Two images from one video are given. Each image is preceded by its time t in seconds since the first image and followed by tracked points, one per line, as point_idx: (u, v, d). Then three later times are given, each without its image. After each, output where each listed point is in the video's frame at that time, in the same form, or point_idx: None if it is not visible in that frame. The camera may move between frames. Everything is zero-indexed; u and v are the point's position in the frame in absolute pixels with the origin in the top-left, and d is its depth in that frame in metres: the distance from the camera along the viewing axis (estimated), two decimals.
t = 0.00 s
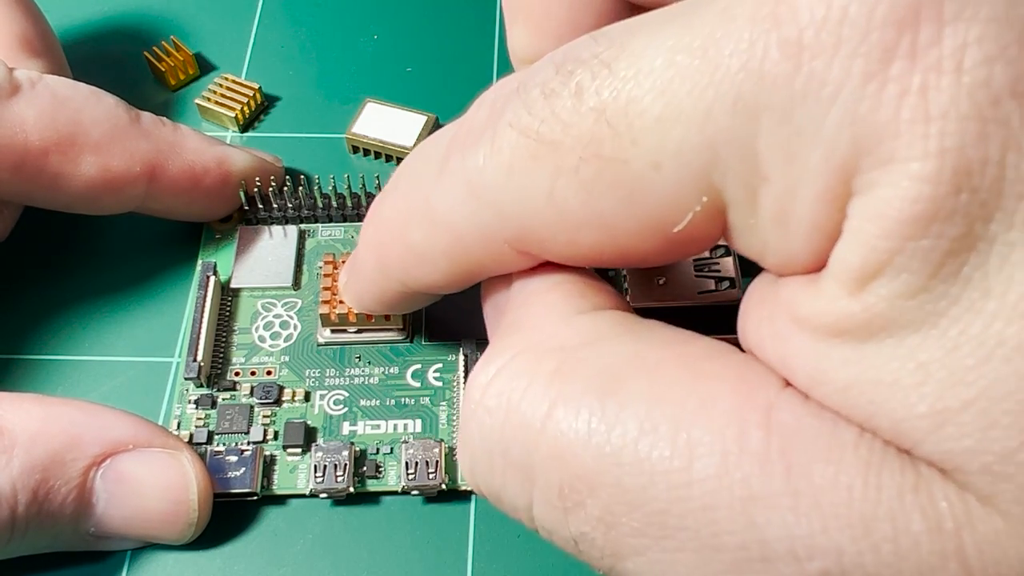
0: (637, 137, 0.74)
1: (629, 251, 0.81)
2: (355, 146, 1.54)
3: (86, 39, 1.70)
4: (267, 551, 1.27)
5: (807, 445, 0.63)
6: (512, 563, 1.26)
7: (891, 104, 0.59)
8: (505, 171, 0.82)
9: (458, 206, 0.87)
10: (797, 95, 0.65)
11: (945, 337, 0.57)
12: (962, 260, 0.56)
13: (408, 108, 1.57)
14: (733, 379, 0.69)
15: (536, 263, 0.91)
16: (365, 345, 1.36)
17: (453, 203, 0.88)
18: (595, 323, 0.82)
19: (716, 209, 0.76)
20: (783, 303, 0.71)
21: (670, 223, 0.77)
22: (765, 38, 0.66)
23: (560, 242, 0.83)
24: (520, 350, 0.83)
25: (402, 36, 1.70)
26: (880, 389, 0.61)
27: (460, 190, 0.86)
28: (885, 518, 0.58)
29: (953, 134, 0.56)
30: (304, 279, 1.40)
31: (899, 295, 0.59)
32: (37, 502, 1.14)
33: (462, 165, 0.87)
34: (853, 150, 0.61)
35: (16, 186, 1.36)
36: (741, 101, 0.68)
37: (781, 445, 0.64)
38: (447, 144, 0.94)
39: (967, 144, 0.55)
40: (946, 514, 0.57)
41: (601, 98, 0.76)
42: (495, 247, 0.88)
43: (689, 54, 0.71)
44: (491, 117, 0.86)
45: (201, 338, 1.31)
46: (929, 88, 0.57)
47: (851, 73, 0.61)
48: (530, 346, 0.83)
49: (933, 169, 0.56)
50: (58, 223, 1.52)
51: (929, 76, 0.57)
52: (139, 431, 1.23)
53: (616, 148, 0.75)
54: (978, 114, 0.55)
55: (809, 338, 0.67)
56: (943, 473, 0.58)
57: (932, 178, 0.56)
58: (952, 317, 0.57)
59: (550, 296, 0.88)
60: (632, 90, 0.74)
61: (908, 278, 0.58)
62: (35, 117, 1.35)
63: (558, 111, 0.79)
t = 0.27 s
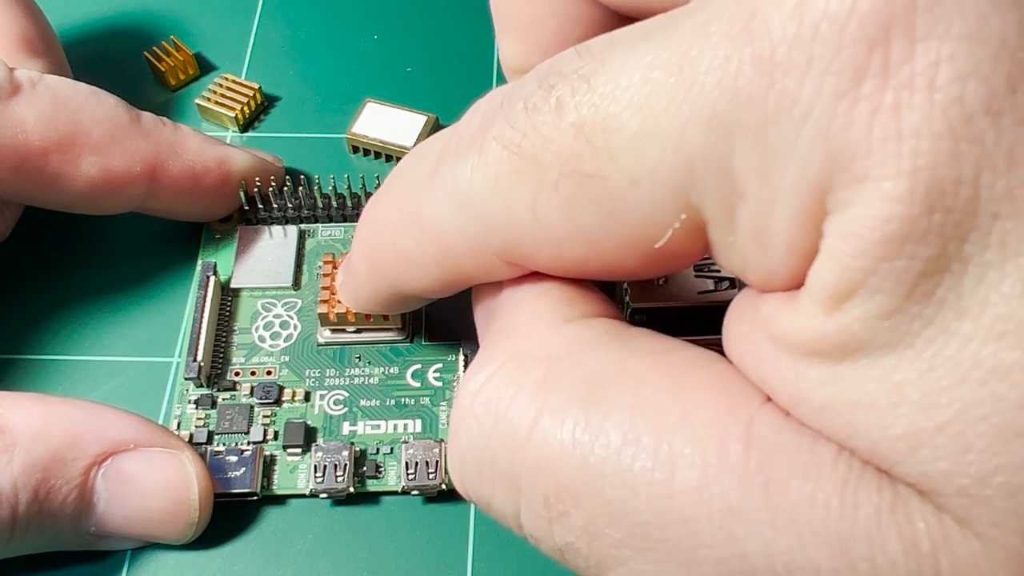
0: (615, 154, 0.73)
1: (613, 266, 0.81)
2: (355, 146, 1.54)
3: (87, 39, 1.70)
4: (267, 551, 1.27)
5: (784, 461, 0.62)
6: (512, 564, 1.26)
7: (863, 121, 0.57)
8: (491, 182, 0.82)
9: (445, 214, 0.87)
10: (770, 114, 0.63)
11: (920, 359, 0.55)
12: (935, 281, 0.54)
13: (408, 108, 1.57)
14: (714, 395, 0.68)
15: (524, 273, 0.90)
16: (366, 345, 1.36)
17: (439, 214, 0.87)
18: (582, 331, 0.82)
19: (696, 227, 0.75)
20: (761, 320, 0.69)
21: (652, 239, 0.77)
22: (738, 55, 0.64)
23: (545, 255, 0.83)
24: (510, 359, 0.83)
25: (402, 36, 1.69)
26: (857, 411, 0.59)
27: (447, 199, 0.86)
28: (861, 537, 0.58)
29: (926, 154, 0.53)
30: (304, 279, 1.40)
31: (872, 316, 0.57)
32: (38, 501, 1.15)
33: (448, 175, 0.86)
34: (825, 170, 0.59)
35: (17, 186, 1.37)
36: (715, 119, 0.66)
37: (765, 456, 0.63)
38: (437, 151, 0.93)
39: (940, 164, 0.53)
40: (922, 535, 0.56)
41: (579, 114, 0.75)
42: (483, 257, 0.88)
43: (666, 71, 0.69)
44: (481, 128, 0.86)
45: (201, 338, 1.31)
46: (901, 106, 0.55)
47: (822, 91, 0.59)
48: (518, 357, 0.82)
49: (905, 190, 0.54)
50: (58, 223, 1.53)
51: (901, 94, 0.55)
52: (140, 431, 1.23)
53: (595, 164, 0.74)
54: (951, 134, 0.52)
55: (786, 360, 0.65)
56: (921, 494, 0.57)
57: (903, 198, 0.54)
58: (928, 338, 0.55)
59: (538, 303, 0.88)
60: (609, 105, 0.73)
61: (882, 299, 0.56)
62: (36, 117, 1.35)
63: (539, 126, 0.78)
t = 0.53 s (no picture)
0: (614, 158, 0.73)
1: (612, 270, 0.81)
2: (355, 146, 1.54)
3: (87, 39, 1.70)
4: (267, 551, 1.27)
5: (785, 462, 0.62)
6: (513, 564, 1.26)
7: (864, 125, 0.57)
8: (491, 185, 0.82)
9: (444, 215, 0.87)
10: (770, 117, 0.63)
11: (921, 362, 0.56)
12: (938, 284, 0.54)
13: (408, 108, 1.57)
14: (718, 395, 0.68)
15: (525, 277, 0.90)
16: (365, 345, 1.36)
17: (439, 216, 0.87)
18: (584, 331, 0.82)
19: (697, 231, 0.75)
20: (761, 323, 0.69)
21: (653, 243, 0.77)
22: (739, 59, 0.64)
23: (544, 257, 0.83)
24: (511, 360, 0.83)
25: (402, 36, 1.69)
26: (858, 414, 0.59)
27: (447, 201, 0.86)
28: (863, 538, 0.58)
29: (927, 157, 0.53)
30: (304, 279, 1.40)
31: (873, 319, 0.57)
32: (39, 501, 1.15)
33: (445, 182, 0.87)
34: (826, 174, 0.59)
35: (17, 186, 1.37)
36: (713, 124, 0.66)
37: (768, 457, 0.63)
38: (437, 155, 0.93)
39: (942, 167, 0.53)
40: (925, 536, 0.56)
41: (579, 119, 0.75)
42: (483, 260, 0.88)
43: (666, 75, 0.69)
44: (480, 134, 0.86)
45: (201, 338, 1.31)
46: (901, 110, 0.55)
47: (822, 95, 0.59)
48: (518, 359, 0.83)
49: (905, 193, 0.54)
50: (58, 223, 1.53)
51: (901, 97, 0.55)
52: (140, 431, 1.23)
53: (595, 170, 0.74)
54: (953, 137, 0.52)
55: (788, 362, 0.64)
56: (924, 496, 0.57)
57: (904, 202, 0.54)
58: (929, 341, 0.55)
59: (539, 303, 0.87)
60: (608, 110, 0.73)
61: (883, 302, 0.56)
62: (36, 117, 1.35)
63: (538, 131, 0.79)
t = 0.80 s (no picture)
0: (609, 159, 0.73)
1: (609, 271, 0.81)
2: (355, 146, 1.54)
3: (87, 39, 1.70)
4: (266, 551, 1.27)
5: (780, 462, 0.62)
6: (513, 563, 1.26)
7: (856, 123, 0.56)
8: (487, 185, 0.82)
9: (442, 215, 0.87)
10: (762, 117, 0.62)
11: (915, 362, 0.55)
12: (930, 283, 0.54)
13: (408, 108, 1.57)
14: (715, 394, 0.68)
15: (524, 277, 0.90)
16: (365, 345, 1.35)
17: (436, 217, 0.87)
18: (582, 329, 0.82)
19: (694, 232, 0.75)
20: (756, 324, 0.68)
21: (649, 244, 0.76)
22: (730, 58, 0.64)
23: (542, 257, 0.83)
24: (509, 360, 0.83)
25: (402, 36, 1.69)
26: (852, 414, 0.59)
27: (445, 202, 0.86)
28: (857, 538, 0.58)
29: (920, 155, 0.53)
30: (304, 279, 1.40)
31: (866, 320, 0.57)
32: (39, 500, 1.15)
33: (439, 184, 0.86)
34: (819, 173, 0.59)
35: (17, 186, 1.37)
36: (707, 125, 0.66)
37: (764, 456, 0.63)
38: (435, 156, 0.93)
39: (934, 166, 0.52)
40: (919, 536, 0.56)
41: (574, 120, 0.75)
42: (481, 260, 0.87)
43: (659, 76, 0.69)
44: (477, 136, 0.86)
45: (201, 338, 1.31)
46: (893, 108, 0.55)
47: (815, 94, 0.59)
48: (515, 360, 0.82)
49: (898, 192, 0.54)
50: (58, 224, 1.53)
51: (893, 96, 0.55)
52: (141, 431, 1.23)
53: (590, 171, 0.74)
54: (945, 135, 0.52)
55: (782, 361, 0.64)
56: (919, 496, 0.57)
57: (898, 200, 0.54)
58: (922, 340, 0.55)
59: (538, 302, 0.87)
60: (603, 111, 0.72)
61: (877, 302, 0.56)
62: (36, 118, 1.35)
63: (534, 132, 0.78)
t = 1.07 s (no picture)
0: (594, 169, 0.72)
1: (597, 279, 0.80)
2: (355, 146, 1.53)
3: (86, 39, 1.70)
4: (266, 550, 1.27)
5: (765, 475, 0.62)
6: (512, 563, 1.26)
7: (835, 139, 0.56)
8: (479, 191, 0.82)
9: (434, 220, 0.86)
10: (744, 131, 0.62)
11: (896, 378, 0.54)
12: (912, 300, 0.53)
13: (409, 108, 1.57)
14: (698, 407, 0.68)
15: (514, 282, 0.89)
16: (365, 345, 1.35)
17: (428, 222, 0.87)
18: (573, 336, 0.81)
19: (678, 244, 0.74)
20: (740, 334, 0.67)
21: (636, 254, 0.76)
22: (710, 71, 0.63)
23: (532, 263, 0.82)
24: (501, 365, 0.83)
25: (402, 36, 1.69)
26: (835, 431, 0.58)
27: (437, 207, 0.86)
28: (840, 554, 0.57)
29: (899, 171, 0.52)
30: (304, 279, 1.40)
31: (848, 336, 0.56)
32: (40, 501, 1.15)
33: (430, 190, 0.86)
34: (800, 187, 0.58)
35: (18, 186, 1.37)
36: (689, 137, 0.65)
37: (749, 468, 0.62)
38: (429, 162, 0.93)
39: (914, 181, 0.51)
40: (901, 554, 0.55)
41: (560, 130, 0.75)
42: (473, 265, 0.87)
43: (642, 88, 0.68)
44: (470, 143, 0.86)
45: (201, 338, 1.31)
46: (873, 123, 0.54)
47: (796, 107, 0.58)
48: (505, 367, 0.82)
49: (878, 208, 0.53)
50: (58, 224, 1.53)
51: (873, 111, 0.54)
52: (142, 431, 1.24)
53: (576, 181, 0.74)
54: (925, 151, 0.51)
55: (766, 374, 0.63)
56: (901, 513, 0.56)
57: (877, 216, 0.53)
58: (904, 356, 0.54)
59: (529, 307, 0.87)
60: (588, 121, 0.72)
61: (858, 318, 0.55)
62: (35, 118, 1.35)
63: (522, 141, 0.78)
